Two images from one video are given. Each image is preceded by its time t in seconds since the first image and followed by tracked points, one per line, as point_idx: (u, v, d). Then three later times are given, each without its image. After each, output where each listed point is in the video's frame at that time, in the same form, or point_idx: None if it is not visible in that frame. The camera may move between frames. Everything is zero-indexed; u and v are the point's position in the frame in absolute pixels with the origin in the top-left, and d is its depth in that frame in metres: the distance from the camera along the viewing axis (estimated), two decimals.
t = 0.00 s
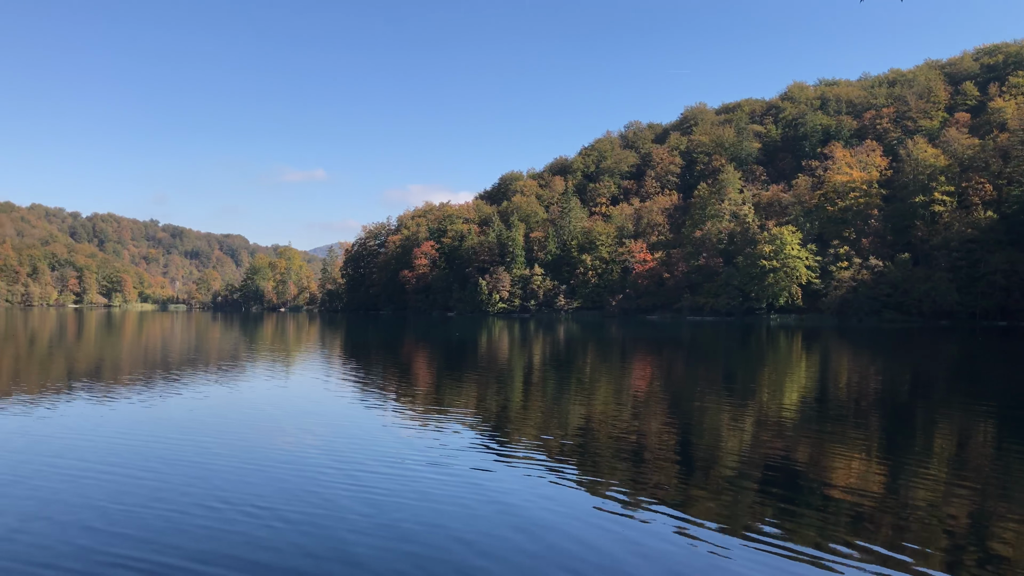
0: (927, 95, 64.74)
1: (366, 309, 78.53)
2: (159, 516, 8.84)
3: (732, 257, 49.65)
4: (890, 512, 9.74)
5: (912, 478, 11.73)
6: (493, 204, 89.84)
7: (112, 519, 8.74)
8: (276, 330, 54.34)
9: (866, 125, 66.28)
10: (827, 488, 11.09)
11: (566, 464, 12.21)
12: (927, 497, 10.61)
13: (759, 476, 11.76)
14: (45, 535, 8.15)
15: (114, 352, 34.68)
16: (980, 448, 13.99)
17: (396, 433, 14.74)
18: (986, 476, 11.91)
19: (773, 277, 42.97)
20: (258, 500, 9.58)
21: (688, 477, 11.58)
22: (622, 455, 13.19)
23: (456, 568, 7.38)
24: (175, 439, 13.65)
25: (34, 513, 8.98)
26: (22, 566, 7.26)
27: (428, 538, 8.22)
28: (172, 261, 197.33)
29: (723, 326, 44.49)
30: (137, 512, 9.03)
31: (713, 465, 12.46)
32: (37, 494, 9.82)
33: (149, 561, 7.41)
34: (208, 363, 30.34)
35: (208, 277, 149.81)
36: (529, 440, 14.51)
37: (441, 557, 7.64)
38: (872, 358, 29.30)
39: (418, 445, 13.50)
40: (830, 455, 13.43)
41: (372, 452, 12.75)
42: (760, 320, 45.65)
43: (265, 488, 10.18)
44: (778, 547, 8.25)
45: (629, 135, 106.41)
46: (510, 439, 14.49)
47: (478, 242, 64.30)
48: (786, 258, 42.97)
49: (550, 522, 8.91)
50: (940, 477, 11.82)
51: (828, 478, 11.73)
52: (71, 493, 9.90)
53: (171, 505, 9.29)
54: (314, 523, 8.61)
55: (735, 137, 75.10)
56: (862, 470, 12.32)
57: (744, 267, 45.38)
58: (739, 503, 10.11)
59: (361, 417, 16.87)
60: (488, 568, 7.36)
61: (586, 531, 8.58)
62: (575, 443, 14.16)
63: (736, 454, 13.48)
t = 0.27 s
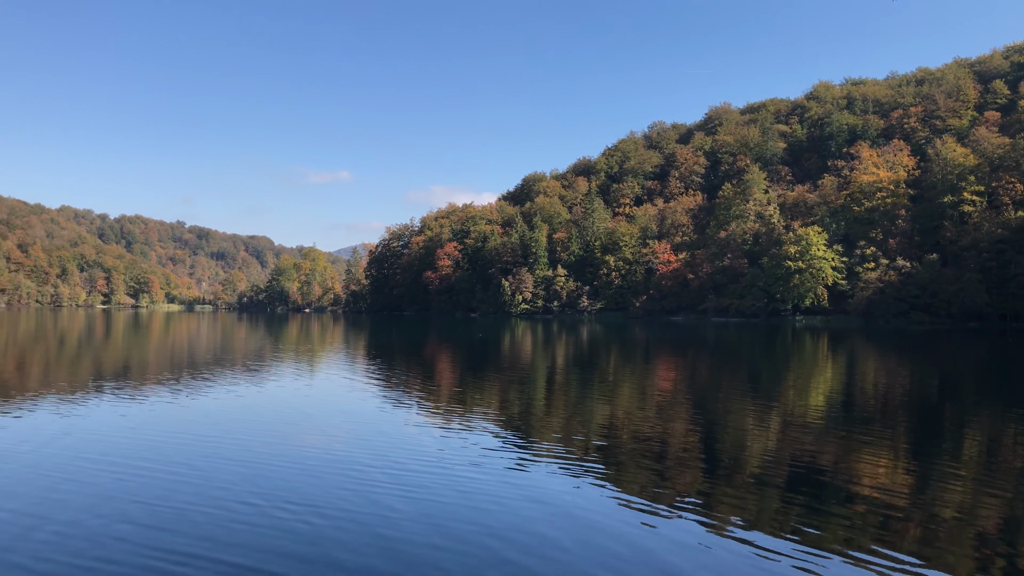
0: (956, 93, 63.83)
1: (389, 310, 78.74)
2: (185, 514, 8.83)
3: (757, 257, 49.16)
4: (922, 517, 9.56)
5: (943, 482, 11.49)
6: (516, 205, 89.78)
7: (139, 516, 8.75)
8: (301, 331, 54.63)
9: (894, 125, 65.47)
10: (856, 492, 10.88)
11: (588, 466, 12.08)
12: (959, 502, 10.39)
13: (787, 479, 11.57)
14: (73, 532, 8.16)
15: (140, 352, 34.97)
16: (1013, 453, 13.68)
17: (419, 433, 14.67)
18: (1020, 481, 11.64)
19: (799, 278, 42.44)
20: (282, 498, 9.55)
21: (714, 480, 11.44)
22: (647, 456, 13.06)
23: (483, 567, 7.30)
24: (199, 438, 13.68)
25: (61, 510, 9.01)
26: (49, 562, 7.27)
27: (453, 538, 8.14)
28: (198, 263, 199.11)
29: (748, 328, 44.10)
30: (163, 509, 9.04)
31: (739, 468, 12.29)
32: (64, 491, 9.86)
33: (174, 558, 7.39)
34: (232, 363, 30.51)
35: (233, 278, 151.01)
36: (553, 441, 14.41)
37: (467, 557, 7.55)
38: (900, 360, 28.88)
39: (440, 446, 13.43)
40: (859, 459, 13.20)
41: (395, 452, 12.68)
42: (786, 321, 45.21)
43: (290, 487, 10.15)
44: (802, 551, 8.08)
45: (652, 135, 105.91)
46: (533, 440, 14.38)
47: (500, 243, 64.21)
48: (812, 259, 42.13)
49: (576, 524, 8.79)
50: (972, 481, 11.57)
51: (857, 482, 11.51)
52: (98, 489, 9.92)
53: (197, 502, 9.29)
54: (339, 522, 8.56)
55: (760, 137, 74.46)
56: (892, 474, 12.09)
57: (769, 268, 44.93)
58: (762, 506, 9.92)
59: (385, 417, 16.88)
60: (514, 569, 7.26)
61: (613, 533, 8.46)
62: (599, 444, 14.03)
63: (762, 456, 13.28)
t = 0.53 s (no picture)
0: (983, 92, 63.13)
1: (412, 310, 79.16)
2: (226, 512, 9.08)
3: (781, 258, 48.90)
4: (947, 518, 9.63)
5: (969, 485, 11.49)
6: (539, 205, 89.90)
7: (183, 513, 9.00)
8: (325, 330, 55.09)
9: (920, 123, 64.86)
10: (881, 494, 10.93)
11: (615, 467, 12.22)
12: (985, 504, 10.42)
13: (811, 481, 11.64)
14: (121, 528, 8.43)
15: (168, 351, 35.50)
16: None
17: (446, 433, 14.86)
18: None
19: (824, 279, 42.19)
20: (318, 498, 9.77)
21: (738, 481, 11.54)
22: (671, 457, 13.17)
23: (518, 567, 7.46)
24: (232, 437, 13.95)
25: (108, 506, 9.29)
26: (101, 557, 7.53)
27: (488, 537, 8.31)
28: (223, 263, 201.10)
29: (772, 328, 43.94)
30: (205, 506, 9.30)
31: (763, 469, 12.37)
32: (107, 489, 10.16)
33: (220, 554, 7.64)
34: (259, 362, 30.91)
35: (258, 278, 152.35)
36: (577, 442, 14.55)
37: (503, 557, 7.73)
38: (926, 361, 28.70)
39: (467, 446, 13.59)
40: (884, 461, 13.22)
41: (425, 452, 12.88)
42: (810, 322, 44.98)
43: (327, 486, 10.39)
44: (829, 554, 8.20)
45: (675, 135, 105.59)
46: (558, 441, 14.53)
47: (523, 244, 64.34)
48: (837, 259, 41.99)
49: (609, 523, 8.95)
50: (998, 484, 11.57)
51: (882, 484, 11.55)
52: (141, 487, 10.21)
53: (237, 501, 9.52)
54: (377, 521, 8.77)
55: (784, 136, 74.04)
56: (917, 476, 12.11)
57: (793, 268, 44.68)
58: (788, 508, 10.02)
59: (411, 417, 17.13)
60: (550, 568, 7.42)
61: (645, 533, 8.60)
62: (623, 445, 14.16)
63: (786, 458, 13.34)
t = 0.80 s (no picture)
0: (1016, 86, 61.97)
1: (437, 308, 79.30)
2: (252, 508, 9.11)
3: (809, 255, 48.35)
4: (977, 519, 9.49)
5: (999, 487, 11.27)
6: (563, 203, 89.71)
7: (210, 509, 9.05)
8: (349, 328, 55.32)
9: (951, 119, 63.84)
10: (908, 494, 10.77)
11: (638, 466, 12.12)
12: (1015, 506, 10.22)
13: (837, 481, 11.48)
14: (149, 523, 8.48)
15: (195, 349, 35.85)
16: None
17: (468, 432, 14.83)
18: None
19: (852, 277, 41.59)
20: (344, 495, 9.78)
21: (763, 480, 11.42)
22: (696, 456, 13.07)
23: (544, 567, 7.41)
24: (255, 434, 14.01)
25: (136, 502, 9.36)
26: (129, 552, 7.59)
27: (514, 536, 8.28)
28: (251, 262, 202.91)
29: (798, 327, 43.49)
30: (232, 502, 9.35)
31: (788, 469, 12.24)
32: (136, 484, 10.25)
33: (247, 549, 7.67)
34: (284, 360, 31.08)
35: (285, 277, 153.48)
36: (600, 441, 14.48)
37: (529, 556, 7.68)
38: (957, 361, 28.20)
39: (489, 444, 13.56)
40: (912, 461, 13.01)
41: (447, 450, 12.85)
42: (838, 320, 44.47)
43: (353, 483, 10.41)
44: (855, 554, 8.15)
45: (701, 132, 104.86)
46: (581, 440, 14.47)
47: (547, 242, 64.19)
48: (865, 257, 41.37)
49: (636, 523, 8.88)
50: None
51: (910, 485, 11.36)
52: (168, 482, 10.29)
53: (264, 497, 9.57)
54: (403, 519, 8.76)
55: (811, 133, 73.20)
56: (946, 477, 11.92)
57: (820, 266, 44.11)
58: (814, 508, 9.89)
59: (435, 415, 17.18)
60: (575, 568, 7.37)
61: (671, 533, 8.53)
62: (647, 445, 14.06)
63: (812, 458, 13.18)
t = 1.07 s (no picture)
0: None
1: (462, 306, 79.52)
2: (292, 504, 9.23)
3: (837, 254, 47.72)
4: (1010, 521, 9.34)
5: None
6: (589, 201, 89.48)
7: (250, 504, 9.16)
8: (375, 326, 55.55)
9: (984, 116, 62.80)
10: (939, 496, 10.62)
11: (668, 465, 12.09)
12: None
13: (865, 482, 11.36)
14: (193, 517, 8.62)
15: (224, 346, 36.19)
16: None
17: (496, 429, 14.87)
18: None
19: (881, 276, 41.06)
20: (381, 491, 9.87)
21: (790, 480, 11.33)
22: (721, 456, 12.99)
23: (584, 564, 7.43)
24: (285, 430, 14.14)
25: (178, 496, 9.51)
26: (175, 544, 7.72)
27: (551, 533, 8.32)
28: (278, 261, 204.79)
29: (827, 326, 43.00)
30: (272, 498, 9.46)
31: (817, 469, 12.10)
32: (176, 478, 10.40)
33: (289, 543, 7.77)
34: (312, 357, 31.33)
35: (313, 275, 154.67)
36: (624, 439, 14.43)
37: (568, 553, 7.72)
38: (989, 361, 27.75)
39: (517, 442, 13.58)
40: (943, 462, 12.82)
41: (476, 448, 12.89)
42: (867, 319, 43.91)
43: (388, 479, 10.49)
44: (882, 552, 8.11)
45: (728, 130, 104.15)
46: (604, 438, 14.44)
47: (573, 240, 64.04)
48: (895, 255, 40.79)
49: (673, 521, 8.87)
50: None
51: (940, 486, 11.19)
52: (208, 477, 10.43)
53: (298, 492, 9.69)
54: (441, 515, 8.83)
55: (840, 130, 72.37)
56: (978, 479, 11.73)
57: (849, 264, 43.54)
58: (840, 507, 9.84)
59: (458, 413, 17.20)
60: (614, 566, 7.39)
61: (708, 531, 8.52)
62: (672, 444, 13.98)
63: (840, 458, 13.05)
